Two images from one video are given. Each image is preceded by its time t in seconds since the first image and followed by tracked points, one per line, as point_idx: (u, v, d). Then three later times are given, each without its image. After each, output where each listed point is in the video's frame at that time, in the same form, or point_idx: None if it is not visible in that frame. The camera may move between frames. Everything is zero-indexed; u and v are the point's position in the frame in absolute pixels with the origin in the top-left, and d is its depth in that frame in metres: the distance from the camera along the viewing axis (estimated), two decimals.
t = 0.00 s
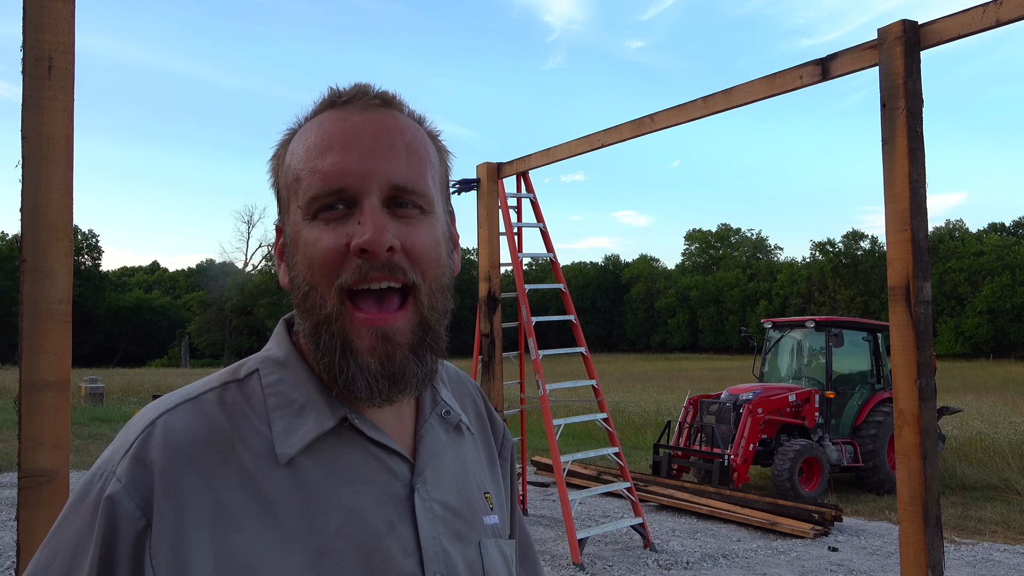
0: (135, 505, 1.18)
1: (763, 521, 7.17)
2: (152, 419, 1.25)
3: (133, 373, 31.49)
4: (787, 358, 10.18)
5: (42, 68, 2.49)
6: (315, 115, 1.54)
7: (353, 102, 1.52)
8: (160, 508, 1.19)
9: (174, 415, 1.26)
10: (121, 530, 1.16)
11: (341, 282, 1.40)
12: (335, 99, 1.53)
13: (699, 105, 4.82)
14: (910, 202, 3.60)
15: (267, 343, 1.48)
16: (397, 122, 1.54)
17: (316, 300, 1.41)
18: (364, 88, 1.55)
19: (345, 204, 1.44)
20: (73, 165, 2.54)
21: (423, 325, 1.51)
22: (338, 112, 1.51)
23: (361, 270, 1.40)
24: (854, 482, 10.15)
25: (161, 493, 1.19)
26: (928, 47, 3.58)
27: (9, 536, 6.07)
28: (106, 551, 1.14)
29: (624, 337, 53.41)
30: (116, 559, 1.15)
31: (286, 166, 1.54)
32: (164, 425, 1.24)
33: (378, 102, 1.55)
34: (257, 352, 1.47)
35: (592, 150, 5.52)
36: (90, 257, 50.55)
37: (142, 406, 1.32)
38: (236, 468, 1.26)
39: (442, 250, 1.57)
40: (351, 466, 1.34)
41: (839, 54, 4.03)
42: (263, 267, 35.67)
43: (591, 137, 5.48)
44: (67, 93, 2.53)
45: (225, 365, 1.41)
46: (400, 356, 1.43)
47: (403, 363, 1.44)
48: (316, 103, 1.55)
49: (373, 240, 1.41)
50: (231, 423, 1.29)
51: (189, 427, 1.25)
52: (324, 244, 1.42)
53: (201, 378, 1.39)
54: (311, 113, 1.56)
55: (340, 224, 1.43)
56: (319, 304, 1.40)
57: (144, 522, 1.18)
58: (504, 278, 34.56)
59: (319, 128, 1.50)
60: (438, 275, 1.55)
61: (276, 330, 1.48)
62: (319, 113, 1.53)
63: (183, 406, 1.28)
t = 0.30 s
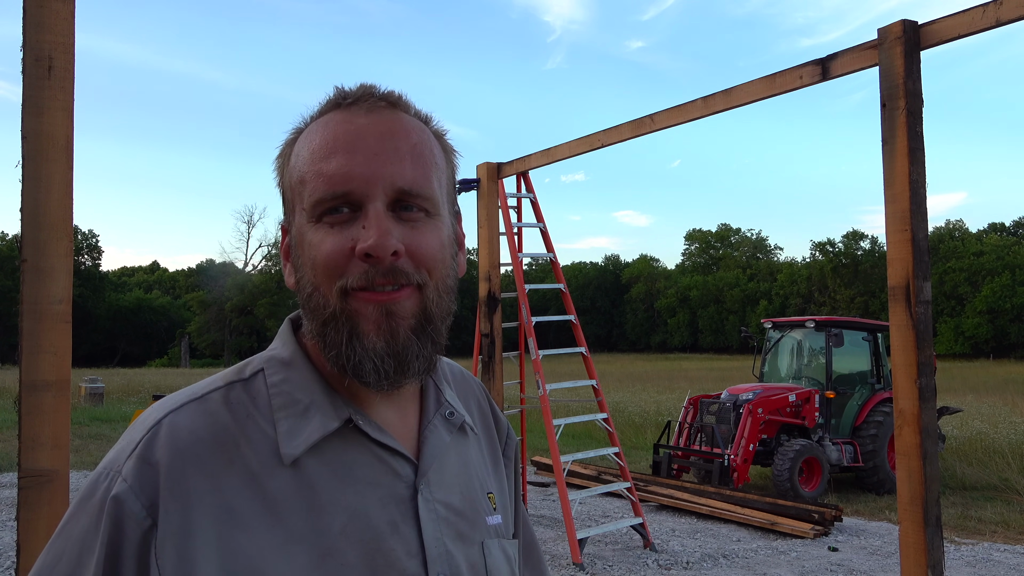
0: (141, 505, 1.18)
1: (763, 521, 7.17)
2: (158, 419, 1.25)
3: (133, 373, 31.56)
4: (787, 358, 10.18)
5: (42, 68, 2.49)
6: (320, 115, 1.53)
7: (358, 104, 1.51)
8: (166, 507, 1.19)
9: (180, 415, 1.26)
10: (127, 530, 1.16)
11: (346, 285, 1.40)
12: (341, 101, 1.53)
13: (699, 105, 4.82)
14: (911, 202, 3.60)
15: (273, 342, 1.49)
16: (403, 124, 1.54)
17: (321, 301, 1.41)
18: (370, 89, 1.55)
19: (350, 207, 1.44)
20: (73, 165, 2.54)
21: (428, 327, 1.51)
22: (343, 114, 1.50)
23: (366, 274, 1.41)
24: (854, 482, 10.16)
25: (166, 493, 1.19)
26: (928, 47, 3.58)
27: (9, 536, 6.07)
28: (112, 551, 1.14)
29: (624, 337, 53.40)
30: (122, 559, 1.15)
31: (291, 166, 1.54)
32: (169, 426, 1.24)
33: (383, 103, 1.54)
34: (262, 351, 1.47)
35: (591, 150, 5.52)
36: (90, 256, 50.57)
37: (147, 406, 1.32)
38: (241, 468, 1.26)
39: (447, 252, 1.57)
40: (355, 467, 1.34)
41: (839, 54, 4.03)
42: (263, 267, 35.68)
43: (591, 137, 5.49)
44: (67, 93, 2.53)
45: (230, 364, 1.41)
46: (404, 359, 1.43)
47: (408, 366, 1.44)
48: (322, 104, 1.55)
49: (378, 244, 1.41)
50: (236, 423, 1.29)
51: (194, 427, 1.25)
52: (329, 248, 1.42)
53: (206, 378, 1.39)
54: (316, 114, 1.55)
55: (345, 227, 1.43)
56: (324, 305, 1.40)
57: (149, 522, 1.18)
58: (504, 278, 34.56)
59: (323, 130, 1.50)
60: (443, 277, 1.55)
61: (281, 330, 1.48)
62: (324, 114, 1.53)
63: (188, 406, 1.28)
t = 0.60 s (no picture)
0: (143, 505, 1.18)
1: (763, 521, 7.17)
2: (160, 419, 1.25)
3: (133, 373, 31.56)
4: (787, 358, 10.18)
5: (42, 68, 2.49)
6: (327, 117, 1.53)
7: (364, 108, 1.52)
8: (168, 507, 1.19)
9: (181, 415, 1.26)
10: (128, 530, 1.16)
11: (349, 288, 1.40)
12: (348, 104, 1.53)
13: (699, 105, 4.82)
14: (911, 202, 3.60)
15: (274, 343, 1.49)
16: (409, 128, 1.54)
17: (324, 304, 1.41)
18: (377, 93, 1.55)
19: (353, 211, 1.44)
20: (73, 165, 2.54)
21: (431, 332, 1.51)
22: (349, 117, 1.50)
23: (369, 278, 1.41)
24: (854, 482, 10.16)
25: (168, 493, 1.19)
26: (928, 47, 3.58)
27: (9, 536, 6.07)
28: (113, 551, 1.15)
29: (624, 337, 53.40)
30: (124, 559, 1.15)
31: (295, 168, 1.54)
32: (171, 426, 1.24)
33: (390, 107, 1.55)
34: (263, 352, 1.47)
35: (591, 150, 5.52)
36: (90, 256, 50.56)
37: (149, 406, 1.32)
38: (242, 469, 1.26)
39: (450, 256, 1.57)
40: (356, 468, 1.34)
41: (839, 54, 4.03)
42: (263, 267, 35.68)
43: (591, 137, 5.48)
44: (67, 93, 2.53)
45: (232, 364, 1.41)
46: (407, 362, 1.43)
47: (411, 370, 1.44)
48: (329, 106, 1.55)
49: (383, 249, 1.40)
50: (238, 423, 1.29)
51: (196, 428, 1.25)
52: (333, 252, 1.42)
53: (208, 378, 1.39)
54: (322, 116, 1.56)
55: (348, 231, 1.43)
56: (327, 309, 1.40)
57: (151, 522, 1.18)
58: (504, 278, 34.56)
59: (328, 133, 1.50)
60: (445, 282, 1.55)
61: (281, 331, 1.48)
62: (329, 116, 1.53)
63: (190, 406, 1.28)
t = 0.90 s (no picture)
0: (142, 502, 1.18)
1: (763, 521, 7.17)
2: (158, 418, 1.25)
3: (133, 374, 31.56)
4: (787, 358, 10.18)
5: (42, 68, 2.49)
6: (354, 124, 1.44)
7: (398, 118, 1.46)
8: (169, 505, 1.19)
9: (180, 414, 1.26)
10: (128, 528, 1.16)
11: (408, 307, 1.38)
12: (380, 110, 1.46)
13: (699, 105, 4.82)
14: (911, 202, 3.60)
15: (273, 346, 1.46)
16: (440, 138, 1.52)
17: (373, 323, 1.37)
18: (404, 99, 1.50)
19: (407, 230, 1.40)
20: (73, 165, 2.54)
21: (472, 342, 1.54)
22: (385, 128, 1.44)
23: (429, 298, 1.40)
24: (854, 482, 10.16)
25: (167, 492, 1.19)
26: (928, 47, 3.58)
27: (9, 536, 6.07)
28: (113, 549, 1.15)
29: (624, 336, 53.39)
30: (125, 557, 1.15)
31: (314, 174, 1.43)
32: (171, 426, 1.24)
33: (420, 116, 1.51)
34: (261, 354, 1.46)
35: (591, 150, 5.52)
36: (90, 256, 50.56)
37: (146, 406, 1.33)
38: (242, 468, 1.26)
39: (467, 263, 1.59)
40: (354, 467, 1.34)
41: (839, 54, 4.03)
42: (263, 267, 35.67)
43: (591, 137, 5.48)
44: (67, 92, 2.53)
45: (230, 365, 1.41)
46: (457, 371, 1.47)
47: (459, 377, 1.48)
48: (353, 111, 1.46)
49: (447, 270, 1.40)
50: (236, 422, 1.30)
51: (195, 427, 1.25)
52: (390, 272, 1.38)
53: (206, 378, 1.39)
54: (339, 118, 1.45)
55: (405, 251, 1.40)
56: (381, 330, 1.37)
57: (151, 520, 1.18)
58: (504, 278, 34.54)
59: (365, 143, 1.41)
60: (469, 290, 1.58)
61: (280, 333, 1.47)
62: (356, 122, 1.44)
63: (188, 405, 1.28)
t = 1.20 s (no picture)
0: (153, 480, 1.18)
1: (763, 521, 7.17)
2: (167, 398, 1.25)
3: (134, 374, 31.55)
4: (787, 358, 10.18)
5: (42, 68, 2.49)
6: (348, 126, 1.44)
7: (392, 121, 1.46)
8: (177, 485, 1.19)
9: (188, 395, 1.26)
10: (140, 505, 1.16)
11: (390, 310, 1.39)
12: (374, 112, 1.46)
13: (699, 105, 4.82)
14: (911, 202, 3.60)
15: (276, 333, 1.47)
16: (436, 143, 1.52)
17: (357, 323, 1.37)
18: (400, 102, 1.50)
19: (393, 232, 1.40)
20: (73, 165, 2.54)
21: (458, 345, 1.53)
22: (378, 130, 1.44)
23: (412, 301, 1.40)
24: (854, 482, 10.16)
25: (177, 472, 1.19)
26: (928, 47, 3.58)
27: (9, 536, 6.07)
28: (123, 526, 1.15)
29: (624, 337, 53.39)
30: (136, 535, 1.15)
31: (306, 174, 1.43)
32: (179, 407, 1.24)
33: (415, 120, 1.50)
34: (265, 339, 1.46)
35: (592, 150, 5.52)
36: (90, 256, 50.56)
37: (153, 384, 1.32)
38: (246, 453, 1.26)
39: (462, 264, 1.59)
40: (353, 460, 1.34)
41: (839, 54, 4.03)
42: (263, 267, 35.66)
43: (591, 137, 5.48)
44: (67, 93, 2.53)
45: (235, 349, 1.40)
46: (441, 374, 1.47)
47: (442, 381, 1.47)
48: (348, 113, 1.46)
49: (429, 275, 1.40)
50: (242, 406, 1.29)
51: (202, 409, 1.25)
52: (374, 273, 1.38)
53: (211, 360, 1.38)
54: (335, 118, 1.46)
55: (390, 253, 1.40)
56: (363, 331, 1.37)
57: (162, 499, 1.18)
58: (504, 278, 34.53)
59: (356, 144, 1.42)
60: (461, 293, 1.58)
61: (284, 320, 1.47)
62: (350, 123, 1.45)
63: (197, 386, 1.27)
